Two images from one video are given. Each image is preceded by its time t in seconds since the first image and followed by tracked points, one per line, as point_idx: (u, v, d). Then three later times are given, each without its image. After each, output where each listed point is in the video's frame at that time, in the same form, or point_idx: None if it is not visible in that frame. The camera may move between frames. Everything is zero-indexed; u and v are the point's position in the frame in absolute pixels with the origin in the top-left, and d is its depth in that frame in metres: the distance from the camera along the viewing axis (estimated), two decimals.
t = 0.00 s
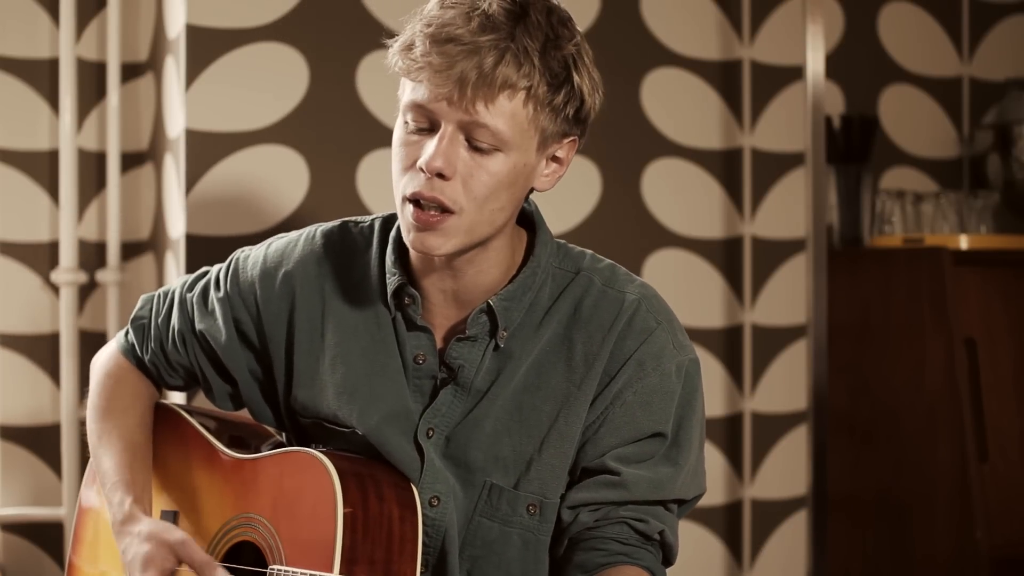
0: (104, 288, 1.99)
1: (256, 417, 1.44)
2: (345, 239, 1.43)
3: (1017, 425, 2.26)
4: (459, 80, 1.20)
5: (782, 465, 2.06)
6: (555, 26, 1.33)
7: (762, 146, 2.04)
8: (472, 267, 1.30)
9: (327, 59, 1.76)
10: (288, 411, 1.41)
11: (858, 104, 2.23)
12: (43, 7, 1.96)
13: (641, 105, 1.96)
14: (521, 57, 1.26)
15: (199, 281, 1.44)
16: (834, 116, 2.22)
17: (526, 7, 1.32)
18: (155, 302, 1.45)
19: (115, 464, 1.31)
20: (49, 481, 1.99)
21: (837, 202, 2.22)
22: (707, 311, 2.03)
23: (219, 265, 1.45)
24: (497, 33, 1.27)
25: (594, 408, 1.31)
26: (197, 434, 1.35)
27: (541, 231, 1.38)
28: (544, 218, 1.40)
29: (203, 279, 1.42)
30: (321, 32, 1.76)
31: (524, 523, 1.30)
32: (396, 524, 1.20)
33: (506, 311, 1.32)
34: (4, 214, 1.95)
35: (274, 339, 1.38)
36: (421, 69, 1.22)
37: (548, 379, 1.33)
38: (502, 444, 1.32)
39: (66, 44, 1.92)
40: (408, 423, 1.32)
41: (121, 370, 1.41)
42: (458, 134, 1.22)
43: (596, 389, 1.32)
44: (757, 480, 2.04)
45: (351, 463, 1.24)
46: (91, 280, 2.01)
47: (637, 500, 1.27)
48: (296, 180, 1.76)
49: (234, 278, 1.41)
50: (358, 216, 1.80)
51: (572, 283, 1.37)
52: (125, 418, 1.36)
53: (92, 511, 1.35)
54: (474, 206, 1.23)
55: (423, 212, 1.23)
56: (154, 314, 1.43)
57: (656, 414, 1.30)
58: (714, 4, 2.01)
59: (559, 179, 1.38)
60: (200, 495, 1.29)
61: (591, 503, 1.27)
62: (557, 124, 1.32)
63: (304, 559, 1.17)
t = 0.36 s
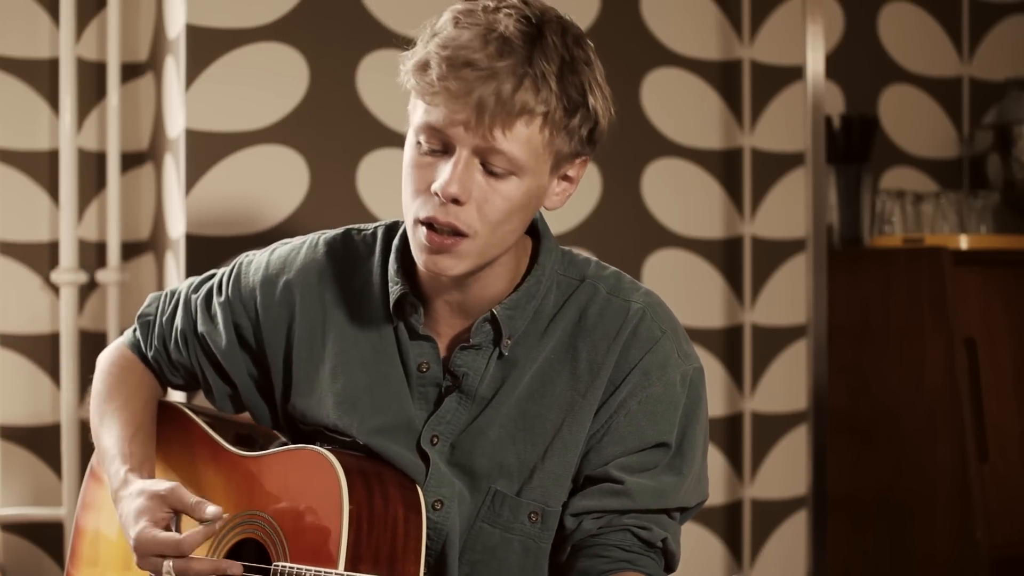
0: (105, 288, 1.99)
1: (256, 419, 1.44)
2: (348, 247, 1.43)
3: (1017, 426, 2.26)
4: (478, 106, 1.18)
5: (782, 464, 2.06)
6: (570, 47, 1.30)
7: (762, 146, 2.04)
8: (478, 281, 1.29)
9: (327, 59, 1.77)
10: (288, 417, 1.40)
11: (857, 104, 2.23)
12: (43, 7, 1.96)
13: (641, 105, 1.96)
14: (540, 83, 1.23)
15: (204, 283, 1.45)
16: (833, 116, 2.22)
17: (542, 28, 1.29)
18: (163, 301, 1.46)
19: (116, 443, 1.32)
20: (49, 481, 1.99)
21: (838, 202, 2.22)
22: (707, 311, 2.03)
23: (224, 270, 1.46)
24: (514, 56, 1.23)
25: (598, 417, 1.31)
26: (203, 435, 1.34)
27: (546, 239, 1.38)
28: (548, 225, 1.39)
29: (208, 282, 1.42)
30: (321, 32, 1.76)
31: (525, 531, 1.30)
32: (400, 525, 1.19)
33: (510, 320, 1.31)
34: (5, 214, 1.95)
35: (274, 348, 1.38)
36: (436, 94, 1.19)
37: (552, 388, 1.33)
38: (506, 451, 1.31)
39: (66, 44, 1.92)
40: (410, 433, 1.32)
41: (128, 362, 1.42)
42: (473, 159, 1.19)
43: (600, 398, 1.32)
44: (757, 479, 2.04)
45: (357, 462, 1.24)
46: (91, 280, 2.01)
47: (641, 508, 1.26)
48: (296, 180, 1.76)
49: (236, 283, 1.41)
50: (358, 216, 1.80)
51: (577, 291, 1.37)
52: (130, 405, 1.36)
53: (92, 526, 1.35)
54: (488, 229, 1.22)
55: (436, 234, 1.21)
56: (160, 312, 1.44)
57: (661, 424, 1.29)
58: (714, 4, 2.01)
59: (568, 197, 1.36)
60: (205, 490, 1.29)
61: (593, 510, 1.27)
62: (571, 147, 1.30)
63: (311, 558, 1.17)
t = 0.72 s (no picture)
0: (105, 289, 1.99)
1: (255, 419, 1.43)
2: (347, 246, 1.40)
3: (1017, 424, 2.26)
4: (511, 155, 1.09)
5: (782, 464, 2.06)
6: (618, 105, 1.21)
7: (762, 146, 2.04)
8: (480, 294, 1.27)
9: (327, 59, 1.77)
10: (287, 418, 1.40)
11: (857, 104, 2.23)
12: (43, 7, 1.96)
13: (641, 105, 1.96)
14: (578, 139, 1.15)
15: (201, 283, 1.42)
16: (833, 115, 2.22)
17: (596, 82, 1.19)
18: (158, 302, 1.43)
19: (113, 464, 1.31)
20: (49, 481, 1.99)
21: (838, 203, 2.23)
22: (707, 311, 2.03)
23: (221, 268, 1.43)
24: (558, 107, 1.14)
25: (598, 421, 1.31)
26: (201, 437, 1.34)
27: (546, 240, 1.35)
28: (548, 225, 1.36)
29: (206, 282, 1.39)
30: (321, 31, 1.76)
31: (524, 534, 1.31)
32: (399, 528, 1.19)
33: (509, 323, 1.30)
34: (5, 214, 1.95)
35: (276, 350, 1.36)
36: (472, 128, 1.09)
37: (552, 391, 1.33)
38: (506, 455, 1.32)
39: (66, 44, 1.92)
40: (409, 435, 1.32)
41: (122, 368, 1.39)
42: (493, 200, 1.11)
43: (600, 401, 1.32)
44: (758, 479, 2.04)
45: (355, 465, 1.23)
46: (91, 280, 2.01)
47: (642, 511, 1.27)
48: (296, 180, 1.76)
49: (235, 283, 1.38)
50: (358, 216, 1.80)
51: (576, 292, 1.36)
52: (125, 415, 1.35)
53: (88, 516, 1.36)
54: (488, 267, 1.15)
55: (438, 262, 1.14)
56: (155, 315, 1.41)
57: (661, 428, 1.29)
58: (714, 4, 2.01)
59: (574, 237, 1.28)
60: (206, 493, 1.30)
61: (593, 514, 1.27)
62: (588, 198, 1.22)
63: (310, 560, 1.17)
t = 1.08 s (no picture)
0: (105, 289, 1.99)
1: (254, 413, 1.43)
2: (347, 239, 1.40)
3: (1017, 424, 2.26)
4: (508, 176, 1.08)
5: (782, 465, 2.06)
6: (616, 119, 1.19)
7: (762, 146, 2.04)
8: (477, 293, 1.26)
9: (327, 59, 1.77)
10: (287, 412, 1.40)
11: (858, 104, 2.23)
12: (43, 7, 1.96)
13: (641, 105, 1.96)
14: (574, 156, 1.13)
15: (200, 277, 1.42)
16: (833, 116, 2.22)
17: (596, 98, 1.16)
18: (156, 296, 1.43)
19: (120, 457, 1.30)
20: (49, 481, 1.99)
21: (838, 202, 2.22)
22: (707, 311, 2.03)
23: (220, 262, 1.43)
24: (557, 127, 1.12)
25: (598, 406, 1.31)
26: (201, 437, 1.34)
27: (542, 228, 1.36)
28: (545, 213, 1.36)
29: (205, 276, 1.40)
30: (320, 31, 1.76)
31: (530, 523, 1.30)
32: (399, 523, 1.19)
33: (505, 310, 1.31)
34: (5, 214, 1.95)
35: (276, 344, 1.36)
36: (470, 147, 1.08)
37: (550, 378, 1.33)
38: (507, 443, 1.32)
39: (66, 44, 1.92)
40: (410, 427, 1.32)
41: (121, 363, 1.39)
42: (489, 213, 1.11)
43: (599, 386, 1.31)
44: (758, 480, 2.04)
45: (355, 464, 1.24)
46: (91, 280, 2.01)
47: (643, 496, 1.27)
48: (296, 180, 1.76)
49: (235, 277, 1.38)
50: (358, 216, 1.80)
51: (572, 278, 1.36)
52: (127, 411, 1.34)
53: (87, 504, 1.36)
54: (482, 276, 1.15)
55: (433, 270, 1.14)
56: (154, 310, 1.41)
57: (661, 411, 1.30)
58: (714, 4, 2.01)
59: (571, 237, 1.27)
60: (207, 495, 1.29)
61: (595, 500, 1.28)
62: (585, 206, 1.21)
63: (309, 559, 1.17)
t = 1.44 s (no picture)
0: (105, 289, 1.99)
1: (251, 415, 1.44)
2: (341, 237, 1.40)
3: (1017, 423, 2.27)
4: (513, 161, 1.08)
5: (782, 465, 2.06)
6: (613, 100, 1.20)
7: (762, 146, 2.04)
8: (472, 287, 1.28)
9: (327, 59, 1.77)
10: (285, 411, 1.40)
11: (858, 104, 2.23)
12: (43, 6, 1.96)
13: (641, 105, 1.96)
14: (576, 138, 1.14)
15: (192, 279, 1.42)
16: (833, 116, 2.22)
17: (592, 80, 1.17)
18: (147, 302, 1.41)
19: (111, 478, 1.31)
20: (49, 481, 1.99)
21: (838, 203, 2.22)
22: (707, 311, 2.03)
23: (213, 264, 1.42)
24: (557, 110, 1.12)
25: (594, 398, 1.30)
26: (197, 440, 1.34)
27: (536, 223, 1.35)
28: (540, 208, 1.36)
29: (198, 278, 1.39)
30: (320, 31, 1.76)
31: (531, 517, 1.29)
32: (395, 526, 1.19)
33: (501, 303, 1.31)
34: (5, 214, 1.95)
35: (273, 342, 1.36)
36: (473, 134, 1.07)
37: (546, 371, 1.32)
38: (505, 437, 1.31)
39: (66, 44, 1.92)
40: (408, 423, 1.31)
41: (112, 372, 1.39)
42: (493, 199, 1.11)
43: (595, 378, 1.30)
44: (757, 480, 2.04)
45: (348, 466, 1.22)
46: (91, 280, 2.01)
47: (640, 487, 1.25)
48: (296, 180, 1.76)
49: (229, 277, 1.38)
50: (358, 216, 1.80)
51: (567, 272, 1.36)
52: (119, 422, 1.34)
53: (87, 499, 1.36)
54: (488, 261, 1.15)
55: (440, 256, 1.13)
56: (146, 315, 1.40)
57: (655, 401, 1.28)
58: (714, 4, 2.01)
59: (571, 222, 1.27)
60: (204, 498, 1.30)
61: (592, 493, 1.27)
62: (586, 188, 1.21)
63: (307, 563, 1.17)
